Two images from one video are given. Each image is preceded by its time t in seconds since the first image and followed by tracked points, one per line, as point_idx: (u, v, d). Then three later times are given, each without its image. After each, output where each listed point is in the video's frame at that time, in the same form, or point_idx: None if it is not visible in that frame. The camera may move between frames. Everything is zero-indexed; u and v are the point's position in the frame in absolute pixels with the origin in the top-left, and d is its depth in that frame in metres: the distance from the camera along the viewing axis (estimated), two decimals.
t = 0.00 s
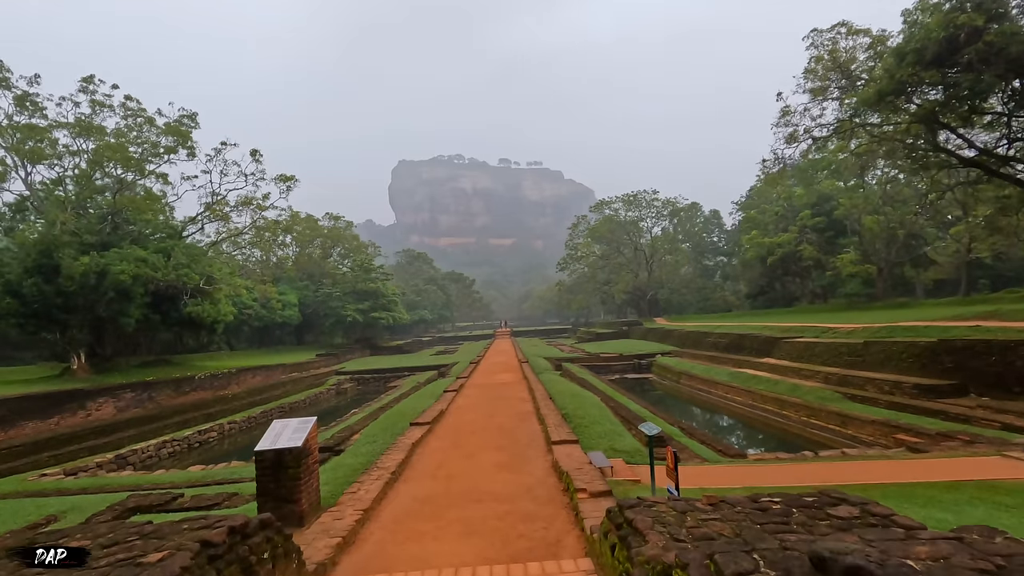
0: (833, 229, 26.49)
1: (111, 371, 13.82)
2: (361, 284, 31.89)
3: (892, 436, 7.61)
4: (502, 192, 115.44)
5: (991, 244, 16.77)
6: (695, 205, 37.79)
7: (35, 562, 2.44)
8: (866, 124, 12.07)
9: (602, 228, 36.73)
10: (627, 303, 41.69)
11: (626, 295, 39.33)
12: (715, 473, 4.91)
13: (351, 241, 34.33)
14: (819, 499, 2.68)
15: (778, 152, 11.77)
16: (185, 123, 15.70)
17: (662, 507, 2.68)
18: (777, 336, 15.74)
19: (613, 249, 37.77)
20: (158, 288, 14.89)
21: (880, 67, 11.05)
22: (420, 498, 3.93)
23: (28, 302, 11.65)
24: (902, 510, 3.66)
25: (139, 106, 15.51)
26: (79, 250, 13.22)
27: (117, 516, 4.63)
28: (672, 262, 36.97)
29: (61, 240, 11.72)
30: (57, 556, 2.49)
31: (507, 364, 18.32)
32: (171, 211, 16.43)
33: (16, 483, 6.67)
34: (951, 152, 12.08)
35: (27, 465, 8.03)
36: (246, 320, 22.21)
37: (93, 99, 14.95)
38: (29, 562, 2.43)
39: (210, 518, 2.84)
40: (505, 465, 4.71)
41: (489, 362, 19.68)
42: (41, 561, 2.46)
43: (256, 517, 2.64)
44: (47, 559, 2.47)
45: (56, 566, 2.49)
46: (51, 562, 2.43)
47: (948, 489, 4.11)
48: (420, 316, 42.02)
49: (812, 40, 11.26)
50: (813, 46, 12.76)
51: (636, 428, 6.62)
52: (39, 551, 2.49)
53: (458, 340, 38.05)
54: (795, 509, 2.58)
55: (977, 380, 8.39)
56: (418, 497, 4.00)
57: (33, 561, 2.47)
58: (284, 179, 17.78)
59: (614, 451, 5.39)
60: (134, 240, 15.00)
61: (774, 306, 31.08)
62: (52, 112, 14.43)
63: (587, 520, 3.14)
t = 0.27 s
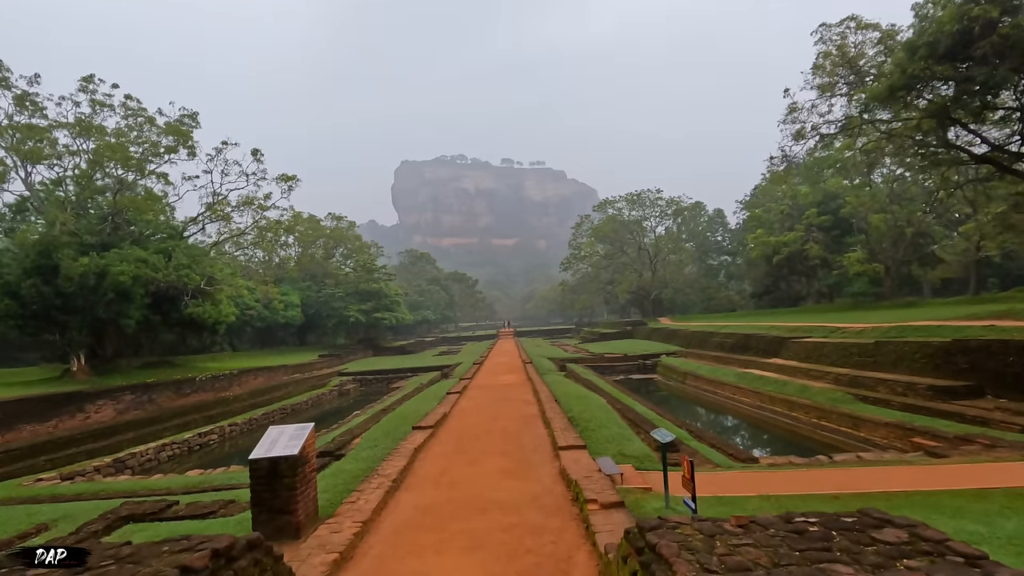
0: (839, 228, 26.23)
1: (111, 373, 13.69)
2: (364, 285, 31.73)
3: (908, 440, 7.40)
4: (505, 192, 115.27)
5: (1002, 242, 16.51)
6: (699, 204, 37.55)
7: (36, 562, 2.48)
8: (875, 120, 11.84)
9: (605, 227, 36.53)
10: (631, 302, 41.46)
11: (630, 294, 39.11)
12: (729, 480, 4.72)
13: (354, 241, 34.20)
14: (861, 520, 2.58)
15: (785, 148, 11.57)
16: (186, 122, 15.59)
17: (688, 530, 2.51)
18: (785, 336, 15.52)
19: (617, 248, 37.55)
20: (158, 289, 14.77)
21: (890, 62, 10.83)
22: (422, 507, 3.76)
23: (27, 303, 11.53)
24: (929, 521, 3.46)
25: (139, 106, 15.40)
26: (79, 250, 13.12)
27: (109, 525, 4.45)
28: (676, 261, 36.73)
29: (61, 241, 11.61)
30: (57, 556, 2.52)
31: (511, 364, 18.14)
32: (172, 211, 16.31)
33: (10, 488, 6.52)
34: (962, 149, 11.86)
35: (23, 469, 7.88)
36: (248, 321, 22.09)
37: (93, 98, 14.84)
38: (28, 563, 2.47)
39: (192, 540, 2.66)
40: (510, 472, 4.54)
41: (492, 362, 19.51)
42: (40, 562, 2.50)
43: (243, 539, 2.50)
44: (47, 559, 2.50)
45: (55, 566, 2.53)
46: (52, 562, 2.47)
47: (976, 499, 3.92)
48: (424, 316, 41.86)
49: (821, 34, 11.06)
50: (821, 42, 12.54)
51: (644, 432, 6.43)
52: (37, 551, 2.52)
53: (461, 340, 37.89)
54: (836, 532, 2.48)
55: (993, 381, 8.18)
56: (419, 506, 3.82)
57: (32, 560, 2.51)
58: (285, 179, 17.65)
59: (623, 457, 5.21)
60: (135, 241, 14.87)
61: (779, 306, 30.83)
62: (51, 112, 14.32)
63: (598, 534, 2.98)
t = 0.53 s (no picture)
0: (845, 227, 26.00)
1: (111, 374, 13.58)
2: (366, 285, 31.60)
3: (921, 443, 7.23)
4: (507, 192, 115.08)
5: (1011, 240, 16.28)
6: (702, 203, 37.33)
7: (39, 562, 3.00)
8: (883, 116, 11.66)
9: (608, 227, 36.35)
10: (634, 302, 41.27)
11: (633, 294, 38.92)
12: (739, 486, 4.57)
13: (356, 241, 34.09)
14: (895, 543, 2.52)
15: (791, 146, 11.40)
16: (186, 122, 15.49)
17: (707, 553, 2.43)
18: (790, 337, 15.35)
19: (620, 248, 37.36)
20: (159, 290, 14.67)
21: (899, 57, 10.65)
22: (422, 517, 3.63)
23: (26, 304, 11.44)
24: (951, 533, 3.30)
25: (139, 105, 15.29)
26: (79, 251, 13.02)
27: (100, 533, 4.33)
28: (680, 261, 36.53)
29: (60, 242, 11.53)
30: (56, 556, 3.06)
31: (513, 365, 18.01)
32: (172, 211, 16.21)
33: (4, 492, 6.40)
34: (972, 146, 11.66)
35: (19, 472, 7.78)
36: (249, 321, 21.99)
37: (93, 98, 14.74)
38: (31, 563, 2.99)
39: (170, 559, 2.72)
40: (513, 478, 4.40)
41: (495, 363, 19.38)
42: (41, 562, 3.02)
43: (225, 558, 2.69)
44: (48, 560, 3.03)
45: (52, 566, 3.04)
46: (53, 562, 2.99)
47: (998, 507, 3.77)
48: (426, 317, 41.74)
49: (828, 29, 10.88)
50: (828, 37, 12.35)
51: (651, 436, 6.29)
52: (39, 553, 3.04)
53: (463, 341, 37.72)
54: (865, 555, 2.43)
55: (1006, 382, 8.02)
56: (419, 516, 3.68)
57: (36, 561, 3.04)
58: (286, 178, 17.54)
59: (629, 462, 5.06)
60: (135, 242, 14.77)
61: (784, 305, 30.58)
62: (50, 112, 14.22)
63: (605, 547, 2.84)
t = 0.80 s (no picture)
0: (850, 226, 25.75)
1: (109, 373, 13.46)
2: (368, 284, 31.45)
3: (933, 445, 7.05)
4: (509, 191, 114.88)
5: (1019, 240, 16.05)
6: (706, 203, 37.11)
7: (40, 562, 3.49)
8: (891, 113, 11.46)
9: (611, 226, 36.15)
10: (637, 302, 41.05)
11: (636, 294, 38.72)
12: (750, 490, 4.39)
13: (358, 240, 33.95)
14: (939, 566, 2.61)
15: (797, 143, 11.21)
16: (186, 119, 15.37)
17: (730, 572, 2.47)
18: (796, 337, 15.15)
19: (623, 247, 37.15)
20: (157, 288, 14.53)
21: (909, 52, 10.45)
22: (418, 523, 3.46)
23: (23, 303, 11.34)
24: (978, 541, 3.13)
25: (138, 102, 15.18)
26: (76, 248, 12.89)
27: (86, 537, 4.18)
28: (683, 260, 36.31)
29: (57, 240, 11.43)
30: (58, 557, 3.55)
31: (515, 365, 17.83)
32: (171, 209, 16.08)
33: None
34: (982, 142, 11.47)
35: (12, 473, 7.65)
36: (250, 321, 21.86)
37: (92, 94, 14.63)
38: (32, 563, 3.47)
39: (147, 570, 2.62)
40: (514, 482, 4.23)
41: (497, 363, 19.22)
42: (42, 562, 3.50)
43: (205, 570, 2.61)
44: (49, 559, 3.52)
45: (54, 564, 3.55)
46: (52, 561, 3.49)
47: None
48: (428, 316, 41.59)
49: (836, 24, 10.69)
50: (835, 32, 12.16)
51: (657, 437, 6.12)
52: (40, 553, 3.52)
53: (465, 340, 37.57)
54: None
55: (1020, 383, 7.84)
56: (416, 522, 3.51)
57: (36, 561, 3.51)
58: (286, 177, 17.40)
59: (634, 464, 4.89)
60: (135, 240, 14.63)
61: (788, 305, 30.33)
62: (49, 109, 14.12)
63: (612, 557, 2.68)
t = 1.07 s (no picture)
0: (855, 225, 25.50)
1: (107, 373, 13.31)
2: (368, 283, 31.29)
3: (948, 450, 6.86)
4: (511, 191, 114.69)
5: None
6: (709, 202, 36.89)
7: (40, 562, 3.58)
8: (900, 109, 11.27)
9: (613, 225, 35.94)
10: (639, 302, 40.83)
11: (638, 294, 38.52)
12: (764, 498, 4.21)
13: (359, 239, 33.78)
14: None
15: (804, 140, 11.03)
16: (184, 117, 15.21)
17: None
18: (802, 337, 14.94)
19: (625, 247, 36.94)
20: (156, 287, 14.36)
21: (919, 47, 10.24)
22: (417, 536, 3.28)
23: (19, 302, 11.20)
24: (1014, 558, 2.93)
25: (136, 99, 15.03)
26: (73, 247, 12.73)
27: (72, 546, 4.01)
28: (685, 260, 36.09)
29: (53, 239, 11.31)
30: (58, 556, 3.65)
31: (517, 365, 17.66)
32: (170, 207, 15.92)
33: None
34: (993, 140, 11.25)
35: (3, 476, 7.49)
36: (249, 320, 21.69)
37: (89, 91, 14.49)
38: (30, 564, 3.55)
39: None
40: (518, 490, 4.05)
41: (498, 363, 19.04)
42: (42, 561, 3.60)
43: None
44: (49, 559, 3.62)
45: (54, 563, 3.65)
46: (53, 561, 3.61)
47: None
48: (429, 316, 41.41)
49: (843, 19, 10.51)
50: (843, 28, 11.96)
51: (664, 442, 5.93)
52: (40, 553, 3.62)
53: (467, 340, 37.40)
54: None
55: None
56: (415, 535, 3.32)
57: (35, 561, 3.60)
58: (286, 174, 17.22)
59: (642, 470, 4.70)
60: (134, 238, 14.38)
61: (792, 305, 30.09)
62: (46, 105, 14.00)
63: None
